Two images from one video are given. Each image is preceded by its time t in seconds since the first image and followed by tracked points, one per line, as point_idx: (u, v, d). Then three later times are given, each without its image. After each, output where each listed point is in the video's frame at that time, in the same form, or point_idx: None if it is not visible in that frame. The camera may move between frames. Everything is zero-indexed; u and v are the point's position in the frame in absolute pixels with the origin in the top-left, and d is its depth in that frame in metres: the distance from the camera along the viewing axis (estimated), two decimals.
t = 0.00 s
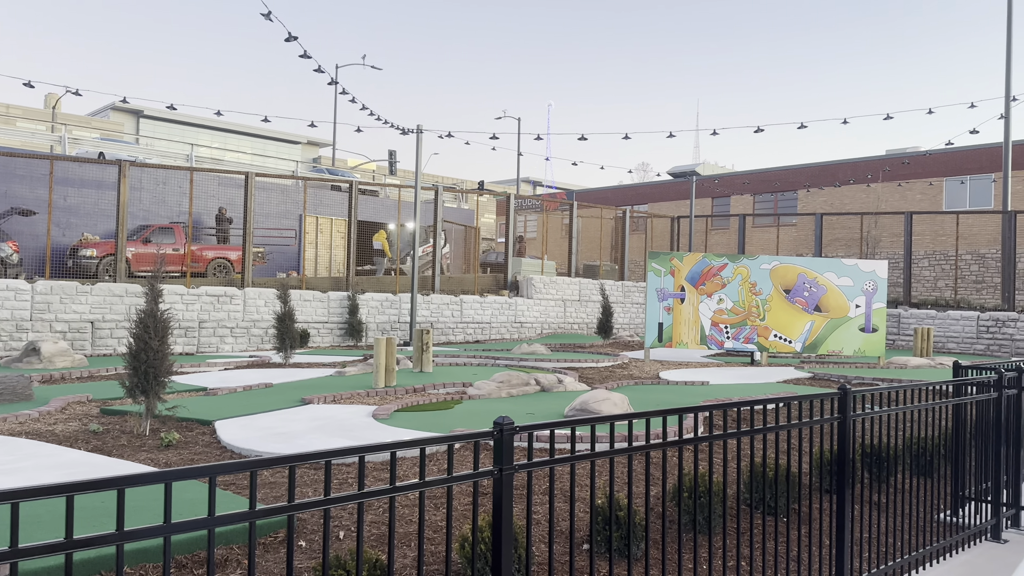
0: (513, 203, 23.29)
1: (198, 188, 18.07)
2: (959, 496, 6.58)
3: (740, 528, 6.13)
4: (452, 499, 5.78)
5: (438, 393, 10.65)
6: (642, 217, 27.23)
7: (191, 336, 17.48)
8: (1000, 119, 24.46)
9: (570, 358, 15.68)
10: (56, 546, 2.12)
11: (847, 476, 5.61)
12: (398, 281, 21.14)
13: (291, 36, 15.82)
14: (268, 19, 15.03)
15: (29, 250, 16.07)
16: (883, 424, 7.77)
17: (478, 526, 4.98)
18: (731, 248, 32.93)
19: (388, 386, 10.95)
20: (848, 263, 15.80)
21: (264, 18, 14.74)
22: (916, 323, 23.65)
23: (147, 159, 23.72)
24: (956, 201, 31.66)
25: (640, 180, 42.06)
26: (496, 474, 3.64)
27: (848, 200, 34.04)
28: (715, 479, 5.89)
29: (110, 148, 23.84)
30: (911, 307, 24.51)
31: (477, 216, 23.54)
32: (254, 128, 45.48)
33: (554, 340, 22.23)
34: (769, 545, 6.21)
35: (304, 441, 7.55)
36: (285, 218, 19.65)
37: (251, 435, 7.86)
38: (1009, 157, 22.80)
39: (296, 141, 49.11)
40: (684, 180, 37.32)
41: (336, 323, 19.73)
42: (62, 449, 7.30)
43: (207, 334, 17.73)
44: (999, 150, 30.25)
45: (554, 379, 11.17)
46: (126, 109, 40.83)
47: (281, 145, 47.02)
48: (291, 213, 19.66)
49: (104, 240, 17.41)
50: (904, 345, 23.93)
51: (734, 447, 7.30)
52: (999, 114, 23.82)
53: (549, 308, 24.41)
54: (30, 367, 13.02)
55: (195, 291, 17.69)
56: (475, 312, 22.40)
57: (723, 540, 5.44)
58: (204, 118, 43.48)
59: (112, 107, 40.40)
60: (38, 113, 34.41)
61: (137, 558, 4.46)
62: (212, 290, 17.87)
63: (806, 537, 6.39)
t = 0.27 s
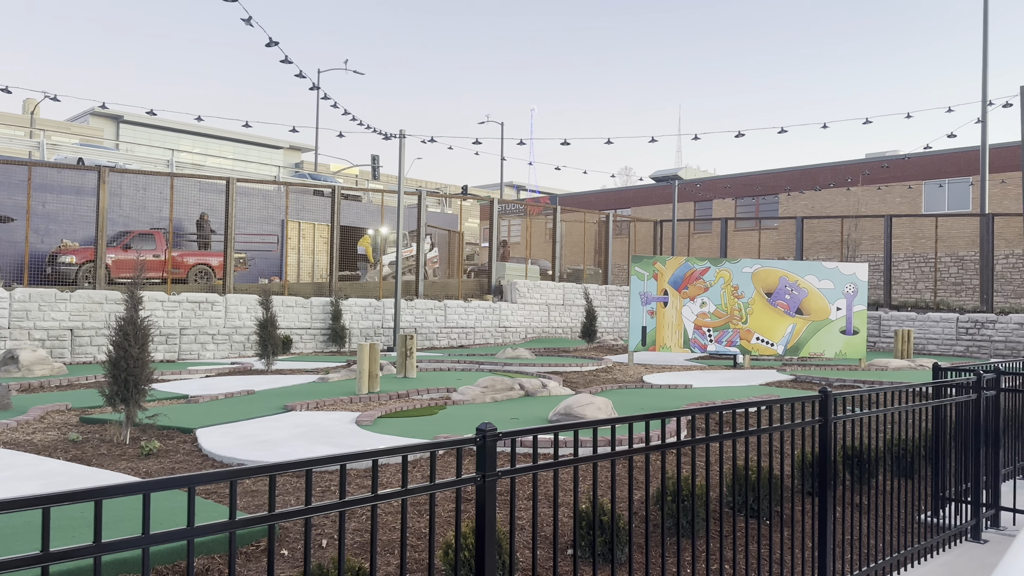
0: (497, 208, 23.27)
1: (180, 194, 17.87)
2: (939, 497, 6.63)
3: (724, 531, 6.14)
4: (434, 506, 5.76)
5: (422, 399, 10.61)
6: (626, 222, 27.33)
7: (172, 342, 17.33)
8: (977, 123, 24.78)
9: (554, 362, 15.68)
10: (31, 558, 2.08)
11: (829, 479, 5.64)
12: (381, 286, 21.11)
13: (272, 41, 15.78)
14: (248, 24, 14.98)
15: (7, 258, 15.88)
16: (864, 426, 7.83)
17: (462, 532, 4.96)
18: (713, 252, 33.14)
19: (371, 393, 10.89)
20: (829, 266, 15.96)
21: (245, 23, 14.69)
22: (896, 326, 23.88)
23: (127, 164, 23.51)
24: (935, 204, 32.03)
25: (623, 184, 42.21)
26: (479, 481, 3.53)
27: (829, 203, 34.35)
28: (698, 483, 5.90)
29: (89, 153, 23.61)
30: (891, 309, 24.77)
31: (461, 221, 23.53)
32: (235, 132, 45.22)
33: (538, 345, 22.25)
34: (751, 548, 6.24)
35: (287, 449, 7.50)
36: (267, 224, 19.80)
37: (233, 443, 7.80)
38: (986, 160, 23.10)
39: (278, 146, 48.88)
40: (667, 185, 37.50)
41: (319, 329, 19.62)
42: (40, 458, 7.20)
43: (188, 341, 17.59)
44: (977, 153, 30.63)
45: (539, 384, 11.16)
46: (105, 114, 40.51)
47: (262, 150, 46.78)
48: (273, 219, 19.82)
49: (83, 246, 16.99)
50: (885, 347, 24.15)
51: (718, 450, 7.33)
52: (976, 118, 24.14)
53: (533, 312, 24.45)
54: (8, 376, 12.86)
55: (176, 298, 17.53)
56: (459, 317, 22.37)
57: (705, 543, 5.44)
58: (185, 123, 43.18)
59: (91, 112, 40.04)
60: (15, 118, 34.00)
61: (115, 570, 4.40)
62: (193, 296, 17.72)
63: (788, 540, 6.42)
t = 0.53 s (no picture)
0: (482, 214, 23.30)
1: (161, 201, 17.89)
2: (922, 500, 6.66)
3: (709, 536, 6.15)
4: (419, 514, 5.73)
5: (408, 406, 10.58)
6: (611, 227, 27.41)
7: (155, 350, 17.16)
8: (957, 128, 25.05)
9: (540, 368, 15.69)
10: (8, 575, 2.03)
11: (812, 483, 5.64)
12: (367, 292, 21.07)
13: (254, 48, 15.76)
14: (231, 31, 14.96)
15: None
16: (848, 430, 7.87)
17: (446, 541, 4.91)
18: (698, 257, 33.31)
19: (357, 400, 10.84)
20: (812, 270, 16.07)
21: (228, 31, 14.66)
22: (879, 329, 24.08)
23: (109, 171, 23.37)
24: (916, 208, 32.35)
25: (608, 189, 42.34)
26: (463, 489, 3.38)
27: (812, 208, 34.61)
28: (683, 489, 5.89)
29: (70, 160, 23.46)
30: (874, 312, 24.97)
31: (446, 226, 23.52)
32: (219, 139, 45.03)
33: (524, 350, 22.26)
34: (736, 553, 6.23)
35: (270, 457, 7.45)
36: (251, 231, 20.02)
37: (215, 452, 7.74)
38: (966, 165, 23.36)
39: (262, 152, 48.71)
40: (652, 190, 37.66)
41: (303, 336, 19.52)
42: (19, 469, 7.12)
43: (172, 348, 17.45)
44: (957, 158, 30.97)
45: (524, 390, 11.16)
46: (87, 121, 40.25)
47: (247, 156, 46.62)
48: (256, 226, 20.05)
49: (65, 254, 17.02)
50: (869, 350, 24.34)
51: (704, 455, 7.35)
52: (956, 123, 24.41)
53: (519, 318, 24.46)
54: None
55: (158, 306, 17.37)
56: (444, 323, 22.33)
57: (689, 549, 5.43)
58: (167, 129, 42.95)
59: (73, 119, 39.78)
60: None
61: None
62: (175, 303, 17.60)
63: (773, 544, 6.43)
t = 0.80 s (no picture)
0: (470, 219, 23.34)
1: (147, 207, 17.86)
2: (909, 503, 6.70)
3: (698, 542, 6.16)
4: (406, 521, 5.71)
5: (397, 412, 10.56)
6: (600, 232, 27.47)
7: (141, 358, 17.08)
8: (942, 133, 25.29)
9: (529, 373, 15.69)
10: None
11: (798, 487, 5.65)
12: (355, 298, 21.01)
13: (241, 54, 15.73)
14: (217, 37, 14.92)
15: None
16: (837, 434, 7.91)
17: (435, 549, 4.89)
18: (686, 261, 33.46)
19: (345, 407, 10.81)
20: (799, 275, 16.16)
21: (215, 37, 14.63)
22: (866, 333, 24.23)
23: (95, 177, 23.23)
24: (902, 213, 32.60)
25: (597, 195, 42.44)
26: (450, 496, 3.31)
27: (798, 213, 34.82)
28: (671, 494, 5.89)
29: (56, 167, 23.31)
30: (861, 316, 25.13)
31: (435, 232, 23.52)
32: (206, 145, 44.87)
33: (513, 356, 22.25)
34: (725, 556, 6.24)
35: (258, 465, 7.42)
36: (235, 238, 19.59)
37: (202, 459, 7.69)
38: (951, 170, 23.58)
39: (250, 158, 48.53)
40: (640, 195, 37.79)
41: (291, 342, 19.45)
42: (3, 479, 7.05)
43: (158, 356, 17.36)
44: (942, 162, 31.24)
45: (513, 396, 11.16)
46: (73, 127, 40.06)
47: (234, 162, 46.46)
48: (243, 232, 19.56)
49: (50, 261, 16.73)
50: (856, 354, 24.48)
51: (693, 460, 7.37)
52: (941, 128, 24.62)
53: (508, 323, 24.46)
54: None
55: (145, 312, 17.25)
56: (433, 329, 22.30)
57: (678, 553, 5.42)
58: (154, 135, 42.80)
59: (59, 125, 39.54)
60: None
61: None
62: (162, 310, 17.49)
63: (762, 548, 6.45)
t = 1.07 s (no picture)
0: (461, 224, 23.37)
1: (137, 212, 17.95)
2: (898, 506, 6.72)
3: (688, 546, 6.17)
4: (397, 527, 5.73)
5: (388, 418, 10.53)
6: (591, 237, 27.51)
7: (130, 364, 17.00)
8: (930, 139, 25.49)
9: (520, 378, 15.68)
10: None
11: (789, 491, 5.67)
12: (346, 303, 20.96)
13: (231, 59, 15.72)
14: (208, 42, 14.91)
15: None
16: (827, 439, 7.95)
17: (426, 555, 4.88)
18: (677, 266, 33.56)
19: (336, 413, 10.77)
20: (789, 279, 16.24)
21: (205, 42, 14.61)
22: (856, 337, 24.34)
23: (84, 183, 23.12)
24: (891, 217, 32.78)
25: (587, 200, 42.54)
26: (441, 503, 3.28)
27: (788, 218, 34.99)
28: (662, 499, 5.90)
29: (45, 172, 23.20)
30: (851, 320, 25.24)
31: (426, 237, 23.52)
32: (195, 149, 44.71)
33: (505, 360, 22.26)
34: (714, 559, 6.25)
35: (248, 471, 7.38)
36: (228, 242, 19.99)
37: (192, 466, 7.65)
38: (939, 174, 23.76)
39: (240, 163, 48.38)
40: (630, 200, 37.90)
41: (281, 348, 19.38)
42: None
43: (148, 362, 17.27)
44: (930, 167, 31.45)
45: (505, 401, 11.15)
46: (62, 133, 39.92)
47: (224, 167, 46.31)
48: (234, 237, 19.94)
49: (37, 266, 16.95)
50: (846, 358, 24.58)
51: (685, 465, 7.39)
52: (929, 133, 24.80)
53: (500, 328, 24.44)
54: None
55: (134, 318, 17.16)
56: (424, 334, 22.27)
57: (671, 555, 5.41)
58: (143, 141, 42.67)
59: (47, 130, 39.32)
60: None
61: None
62: (152, 316, 17.40)
63: (752, 552, 6.46)
